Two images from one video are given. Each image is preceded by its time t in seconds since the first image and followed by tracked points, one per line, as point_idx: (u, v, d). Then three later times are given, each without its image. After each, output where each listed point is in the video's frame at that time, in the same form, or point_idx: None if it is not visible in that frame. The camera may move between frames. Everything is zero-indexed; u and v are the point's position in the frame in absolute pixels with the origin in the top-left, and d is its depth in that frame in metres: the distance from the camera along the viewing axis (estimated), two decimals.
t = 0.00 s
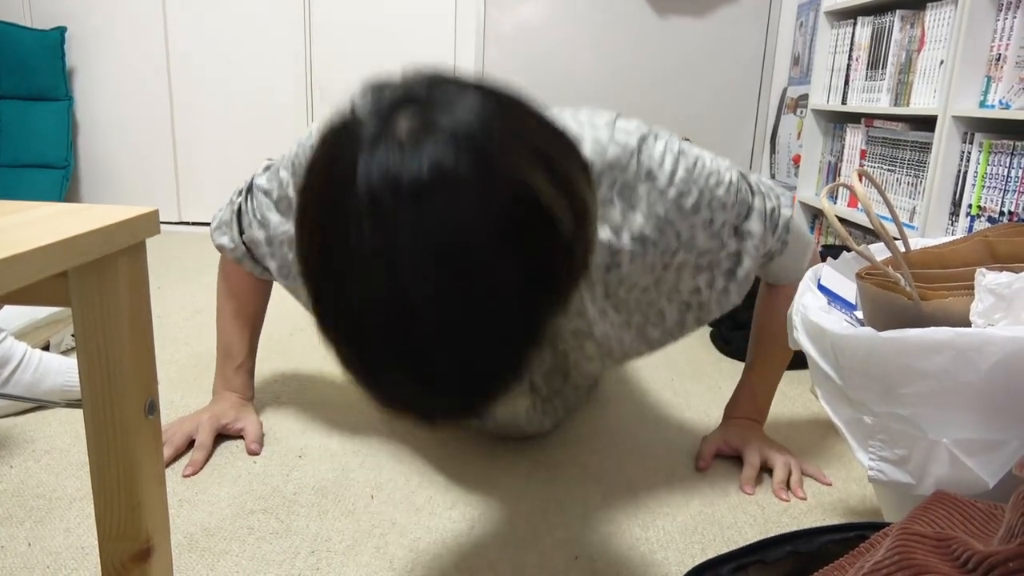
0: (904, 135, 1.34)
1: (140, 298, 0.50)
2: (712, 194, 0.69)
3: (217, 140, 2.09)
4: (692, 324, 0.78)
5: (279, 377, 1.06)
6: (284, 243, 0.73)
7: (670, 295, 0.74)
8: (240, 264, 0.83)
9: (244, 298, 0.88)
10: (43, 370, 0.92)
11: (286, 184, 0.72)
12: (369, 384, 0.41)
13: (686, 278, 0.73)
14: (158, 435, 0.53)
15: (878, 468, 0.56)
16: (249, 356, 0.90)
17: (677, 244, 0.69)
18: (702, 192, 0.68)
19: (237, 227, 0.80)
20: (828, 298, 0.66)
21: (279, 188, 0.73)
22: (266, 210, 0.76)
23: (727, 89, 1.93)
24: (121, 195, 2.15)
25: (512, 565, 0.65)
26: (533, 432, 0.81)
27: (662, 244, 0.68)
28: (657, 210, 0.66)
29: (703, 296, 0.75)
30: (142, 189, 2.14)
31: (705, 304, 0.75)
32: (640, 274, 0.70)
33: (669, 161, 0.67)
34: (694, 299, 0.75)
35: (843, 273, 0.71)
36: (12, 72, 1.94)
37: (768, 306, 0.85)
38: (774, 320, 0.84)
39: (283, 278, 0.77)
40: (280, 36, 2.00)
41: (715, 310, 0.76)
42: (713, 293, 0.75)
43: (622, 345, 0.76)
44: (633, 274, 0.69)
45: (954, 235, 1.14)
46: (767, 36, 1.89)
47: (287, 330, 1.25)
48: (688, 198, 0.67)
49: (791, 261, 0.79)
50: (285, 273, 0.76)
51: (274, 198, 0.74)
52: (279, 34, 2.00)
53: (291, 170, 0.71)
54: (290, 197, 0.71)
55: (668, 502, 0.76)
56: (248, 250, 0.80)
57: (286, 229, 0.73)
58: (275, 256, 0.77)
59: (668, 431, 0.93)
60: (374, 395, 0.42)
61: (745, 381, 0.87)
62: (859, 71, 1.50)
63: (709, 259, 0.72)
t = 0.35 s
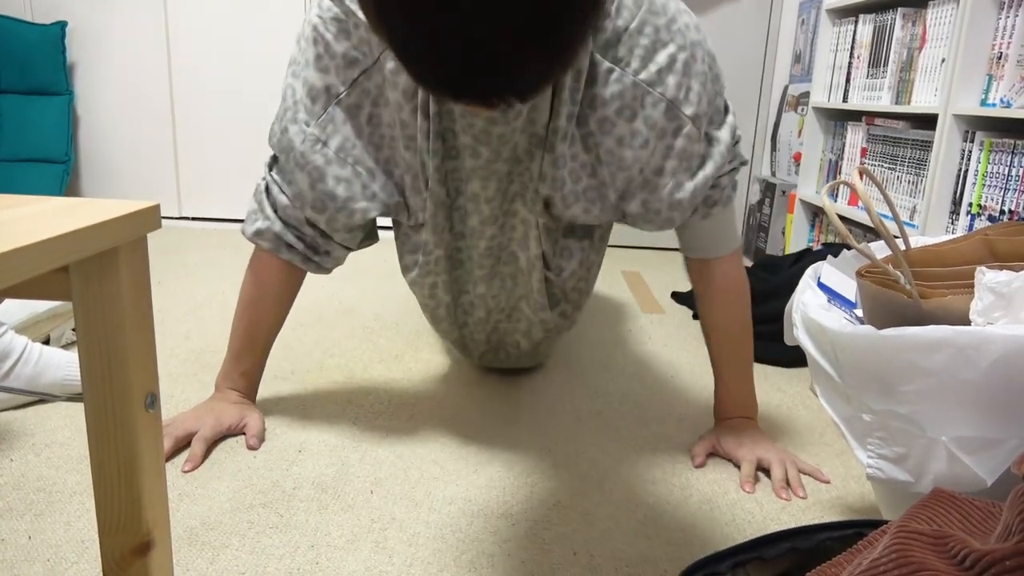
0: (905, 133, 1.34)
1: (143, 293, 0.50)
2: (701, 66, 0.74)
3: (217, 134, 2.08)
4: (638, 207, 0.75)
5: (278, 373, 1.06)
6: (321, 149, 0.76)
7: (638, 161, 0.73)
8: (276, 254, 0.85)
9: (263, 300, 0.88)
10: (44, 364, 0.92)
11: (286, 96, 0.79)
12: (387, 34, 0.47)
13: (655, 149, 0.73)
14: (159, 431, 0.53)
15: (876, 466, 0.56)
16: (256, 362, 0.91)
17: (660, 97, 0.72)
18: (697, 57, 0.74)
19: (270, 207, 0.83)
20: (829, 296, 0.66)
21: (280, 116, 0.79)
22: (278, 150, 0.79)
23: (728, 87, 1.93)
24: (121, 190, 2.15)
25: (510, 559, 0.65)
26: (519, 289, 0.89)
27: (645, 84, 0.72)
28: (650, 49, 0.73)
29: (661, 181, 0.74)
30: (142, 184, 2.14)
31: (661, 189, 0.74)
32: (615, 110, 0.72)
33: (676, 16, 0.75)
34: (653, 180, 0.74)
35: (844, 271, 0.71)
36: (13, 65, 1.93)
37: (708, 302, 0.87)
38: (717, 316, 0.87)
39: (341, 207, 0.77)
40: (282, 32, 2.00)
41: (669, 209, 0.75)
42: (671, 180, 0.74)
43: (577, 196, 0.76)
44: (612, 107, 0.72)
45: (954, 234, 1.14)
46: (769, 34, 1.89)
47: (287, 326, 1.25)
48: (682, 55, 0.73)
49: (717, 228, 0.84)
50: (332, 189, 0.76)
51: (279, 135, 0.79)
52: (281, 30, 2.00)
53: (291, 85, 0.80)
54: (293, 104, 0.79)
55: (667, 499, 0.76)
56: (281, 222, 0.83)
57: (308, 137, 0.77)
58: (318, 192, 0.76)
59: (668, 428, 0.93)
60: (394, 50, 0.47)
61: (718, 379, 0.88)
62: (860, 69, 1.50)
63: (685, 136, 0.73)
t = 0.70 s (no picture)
0: (907, 135, 1.34)
1: (154, 283, 0.51)
2: (699, 66, 0.75)
3: (223, 125, 2.09)
4: (637, 207, 0.77)
5: (282, 363, 1.07)
6: (315, 149, 0.78)
7: (635, 160, 0.75)
8: (270, 244, 0.87)
9: (269, 287, 0.89)
10: (51, 350, 0.94)
11: (289, 94, 0.81)
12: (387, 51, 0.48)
13: (651, 149, 0.75)
14: (168, 417, 0.54)
15: (869, 463, 0.57)
16: (258, 350, 0.92)
17: (655, 97, 0.74)
18: (694, 57, 0.75)
19: (266, 196, 0.85)
20: (825, 296, 0.67)
21: (283, 114, 0.81)
22: (278, 147, 0.81)
23: (732, 86, 1.93)
24: (126, 178, 2.16)
25: (508, 549, 0.67)
26: (520, 301, 0.89)
27: (640, 86, 0.73)
28: (646, 51, 0.74)
29: (658, 180, 0.76)
30: (147, 173, 2.15)
31: (658, 188, 0.76)
32: (612, 111, 0.74)
33: (673, 17, 0.75)
34: (650, 179, 0.76)
35: (841, 271, 0.72)
36: (20, 52, 1.94)
37: (704, 303, 0.88)
38: (715, 317, 0.87)
39: (325, 209, 0.80)
40: (289, 23, 2.01)
41: (668, 208, 0.76)
42: (667, 179, 0.75)
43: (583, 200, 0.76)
44: (609, 108, 0.73)
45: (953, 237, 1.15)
46: (774, 34, 1.89)
47: (290, 317, 1.26)
48: (678, 56, 0.74)
49: (711, 229, 0.86)
50: (322, 190, 0.79)
51: (281, 132, 0.81)
52: (288, 22, 2.01)
53: (295, 83, 0.81)
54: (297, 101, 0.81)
55: (663, 493, 0.77)
56: (279, 213, 0.85)
57: (304, 137, 0.79)
58: (306, 195, 0.79)
59: (666, 424, 0.94)
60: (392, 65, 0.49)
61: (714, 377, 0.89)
62: (864, 71, 1.50)
63: (681, 135, 0.75)
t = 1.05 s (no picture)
0: (910, 120, 1.35)
1: (171, 277, 0.53)
2: (699, 56, 0.76)
3: (230, 124, 2.11)
4: (639, 196, 0.78)
5: (293, 356, 1.09)
6: (321, 147, 0.80)
7: (638, 151, 0.75)
8: (280, 240, 0.88)
9: (279, 281, 0.91)
10: (68, 346, 0.96)
11: (296, 92, 0.83)
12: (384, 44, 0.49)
13: (654, 139, 0.76)
14: (185, 406, 0.56)
15: (867, 442, 0.59)
16: (270, 344, 0.94)
17: (656, 88, 0.75)
18: (694, 47, 0.76)
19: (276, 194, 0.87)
20: (825, 281, 0.68)
21: (290, 112, 0.83)
22: (286, 144, 0.83)
23: (736, 74, 1.93)
24: (136, 177, 2.18)
25: (516, 532, 0.69)
26: (526, 292, 0.90)
27: (641, 77, 0.74)
28: (646, 43, 0.75)
29: (661, 169, 0.77)
30: (157, 172, 2.17)
31: (662, 178, 0.77)
32: (614, 103, 0.74)
33: (672, 9, 0.76)
34: (653, 169, 0.77)
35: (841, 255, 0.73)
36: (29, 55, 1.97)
37: (708, 290, 0.89)
38: (719, 303, 0.89)
39: (333, 205, 0.81)
40: (294, 21, 2.02)
41: (672, 198, 0.77)
42: (670, 169, 0.77)
43: (587, 191, 0.78)
44: (611, 100, 0.74)
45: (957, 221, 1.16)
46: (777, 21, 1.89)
47: (300, 311, 1.28)
48: (678, 47, 0.75)
49: (713, 218, 0.86)
50: (329, 186, 0.81)
51: (289, 130, 0.83)
52: (293, 20, 2.02)
53: (302, 82, 0.83)
54: (304, 99, 0.82)
55: (668, 477, 0.79)
56: (288, 210, 0.87)
57: (311, 135, 0.81)
58: (314, 192, 0.81)
59: (671, 410, 0.95)
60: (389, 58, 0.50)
61: (718, 363, 0.90)
62: (867, 57, 1.50)
63: (683, 125, 0.76)
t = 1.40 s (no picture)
0: (907, 110, 1.35)
1: (176, 263, 0.54)
2: (694, 47, 0.77)
3: (230, 113, 2.12)
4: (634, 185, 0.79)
5: (294, 344, 1.10)
6: (323, 137, 0.81)
7: (634, 142, 0.77)
8: (281, 228, 0.89)
9: (280, 269, 0.92)
10: (72, 333, 0.97)
11: (297, 82, 0.84)
12: (389, 41, 0.50)
13: (649, 130, 0.77)
14: (190, 389, 0.57)
15: (857, 425, 0.60)
16: (272, 331, 0.95)
17: (652, 80, 0.76)
18: (689, 38, 0.76)
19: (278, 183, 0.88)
20: (817, 268, 0.69)
21: (292, 103, 0.84)
22: (288, 134, 0.84)
23: (735, 63, 1.94)
24: (137, 167, 2.19)
25: (514, 515, 0.70)
26: (524, 282, 0.92)
27: (637, 69, 0.75)
28: (642, 34, 0.75)
29: (655, 159, 0.78)
30: (158, 161, 2.18)
31: (656, 168, 0.78)
32: (610, 95, 0.76)
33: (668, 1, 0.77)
34: (648, 159, 0.78)
35: (833, 243, 0.74)
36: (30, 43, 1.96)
37: (704, 278, 0.90)
38: (713, 291, 0.90)
39: (333, 194, 0.83)
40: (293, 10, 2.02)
41: (666, 186, 0.78)
42: (665, 159, 0.78)
43: (584, 181, 0.79)
44: (608, 92, 0.75)
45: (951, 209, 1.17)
46: (776, 11, 1.90)
47: (300, 299, 1.29)
48: (673, 38, 0.75)
49: (706, 209, 0.87)
50: (329, 176, 0.82)
51: (291, 120, 0.84)
52: (293, 9, 2.02)
53: (303, 72, 0.83)
54: (306, 90, 0.83)
55: (664, 461, 0.80)
56: (289, 199, 0.88)
57: (313, 125, 0.82)
58: (315, 182, 0.82)
59: (667, 397, 0.97)
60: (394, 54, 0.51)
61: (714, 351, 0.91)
62: (865, 47, 1.51)
63: (677, 116, 0.77)
